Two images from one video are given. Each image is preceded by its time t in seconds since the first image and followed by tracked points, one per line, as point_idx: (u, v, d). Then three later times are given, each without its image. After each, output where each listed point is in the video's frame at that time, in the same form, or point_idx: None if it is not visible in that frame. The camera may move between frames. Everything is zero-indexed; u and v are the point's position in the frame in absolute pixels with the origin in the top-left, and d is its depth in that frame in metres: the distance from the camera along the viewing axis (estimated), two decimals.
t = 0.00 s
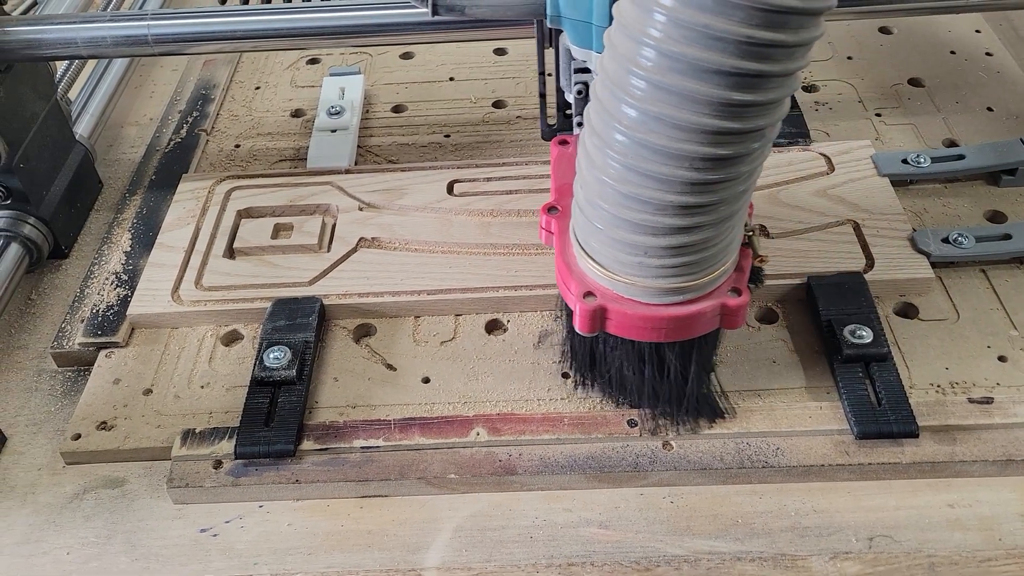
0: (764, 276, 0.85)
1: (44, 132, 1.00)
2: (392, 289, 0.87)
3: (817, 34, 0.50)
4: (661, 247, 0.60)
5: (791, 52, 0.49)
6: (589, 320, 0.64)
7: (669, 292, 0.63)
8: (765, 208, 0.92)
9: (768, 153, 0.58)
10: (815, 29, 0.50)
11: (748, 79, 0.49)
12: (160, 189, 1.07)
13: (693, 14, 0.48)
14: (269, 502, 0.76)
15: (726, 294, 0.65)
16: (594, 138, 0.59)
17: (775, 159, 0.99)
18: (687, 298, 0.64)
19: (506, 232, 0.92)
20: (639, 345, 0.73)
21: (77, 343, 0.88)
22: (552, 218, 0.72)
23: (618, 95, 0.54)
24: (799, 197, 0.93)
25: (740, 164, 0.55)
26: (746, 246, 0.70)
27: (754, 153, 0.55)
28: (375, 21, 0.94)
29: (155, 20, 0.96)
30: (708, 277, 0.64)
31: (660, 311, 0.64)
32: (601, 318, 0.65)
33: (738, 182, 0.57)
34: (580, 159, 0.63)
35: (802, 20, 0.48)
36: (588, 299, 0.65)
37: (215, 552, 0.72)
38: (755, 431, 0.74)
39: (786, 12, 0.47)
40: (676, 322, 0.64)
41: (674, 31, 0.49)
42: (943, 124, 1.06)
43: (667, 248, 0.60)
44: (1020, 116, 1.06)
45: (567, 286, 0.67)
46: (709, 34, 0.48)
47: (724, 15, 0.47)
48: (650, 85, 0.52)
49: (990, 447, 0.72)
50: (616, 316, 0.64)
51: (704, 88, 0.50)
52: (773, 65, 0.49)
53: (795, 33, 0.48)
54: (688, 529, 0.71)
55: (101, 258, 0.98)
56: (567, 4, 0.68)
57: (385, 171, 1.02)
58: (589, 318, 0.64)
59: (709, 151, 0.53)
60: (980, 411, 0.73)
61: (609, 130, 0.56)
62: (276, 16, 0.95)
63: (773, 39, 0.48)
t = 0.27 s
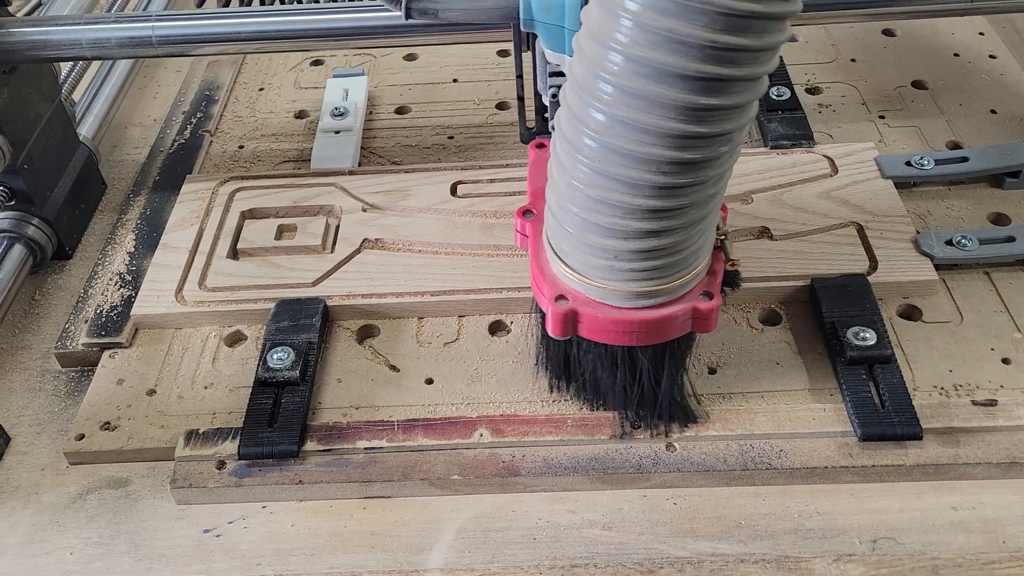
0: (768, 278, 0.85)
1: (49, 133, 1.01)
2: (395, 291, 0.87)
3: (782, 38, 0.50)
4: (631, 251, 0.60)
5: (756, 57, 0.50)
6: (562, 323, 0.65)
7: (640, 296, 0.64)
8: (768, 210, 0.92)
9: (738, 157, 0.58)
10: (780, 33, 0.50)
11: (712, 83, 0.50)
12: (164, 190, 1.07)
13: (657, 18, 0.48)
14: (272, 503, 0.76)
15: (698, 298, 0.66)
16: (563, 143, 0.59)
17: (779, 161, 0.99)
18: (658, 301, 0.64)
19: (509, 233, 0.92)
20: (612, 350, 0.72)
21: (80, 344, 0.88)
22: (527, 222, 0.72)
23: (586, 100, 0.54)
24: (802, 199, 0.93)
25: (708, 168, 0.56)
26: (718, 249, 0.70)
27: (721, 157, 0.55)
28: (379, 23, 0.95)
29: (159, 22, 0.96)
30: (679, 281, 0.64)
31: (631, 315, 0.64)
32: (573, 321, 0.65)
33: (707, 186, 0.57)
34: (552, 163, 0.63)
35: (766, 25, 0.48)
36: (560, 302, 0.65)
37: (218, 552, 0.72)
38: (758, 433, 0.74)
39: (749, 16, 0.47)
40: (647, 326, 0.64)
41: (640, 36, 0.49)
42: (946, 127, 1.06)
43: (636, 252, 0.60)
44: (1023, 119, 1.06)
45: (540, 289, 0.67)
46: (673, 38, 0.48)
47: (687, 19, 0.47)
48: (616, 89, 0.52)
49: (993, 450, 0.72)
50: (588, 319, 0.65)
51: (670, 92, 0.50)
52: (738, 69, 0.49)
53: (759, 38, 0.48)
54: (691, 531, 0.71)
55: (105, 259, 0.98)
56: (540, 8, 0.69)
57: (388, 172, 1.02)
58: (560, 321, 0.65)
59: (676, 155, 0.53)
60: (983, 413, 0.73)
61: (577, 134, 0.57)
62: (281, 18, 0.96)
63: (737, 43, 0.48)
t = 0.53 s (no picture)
0: (769, 282, 0.85)
1: (50, 136, 1.01)
2: (396, 294, 0.87)
3: (743, 45, 0.50)
4: (598, 256, 0.61)
5: (718, 63, 0.50)
6: (531, 328, 0.66)
7: (608, 301, 0.64)
8: (769, 214, 0.92)
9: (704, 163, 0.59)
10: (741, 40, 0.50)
11: (674, 89, 0.50)
12: (165, 193, 1.07)
13: (619, 25, 0.49)
14: (272, 506, 0.76)
15: (667, 303, 0.66)
16: (531, 149, 0.60)
17: (780, 165, 0.99)
18: (627, 306, 0.65)
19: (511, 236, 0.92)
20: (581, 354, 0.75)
21: (81, 346, 0.88)
22: (500, 227, 0.75)
23: (551, 106, 0.55)
24: (804, 203, 0.93)
25: (673, 174, 0.56)
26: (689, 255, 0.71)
27: (685, 163, 0.56)
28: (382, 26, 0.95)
29: (161, 24, 0.96)
30: (647, 286, 0.64)
31: (600, 320, 0.65)
32: (543, 326, 0.67)
33: (672, 192, 0.58)
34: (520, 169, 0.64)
35: (727, 31, 0.49)
36: (529, 307, 0.66)
37: (218, 555, 0.72)
38: (760, 437, 0.74)
39: (710, 23, 0.48)
40: (616, 331, 0.65)
41: (602, 42, 0.50)
42: (948, 131, 1.06)
43: (602, 258, 0.61)
44: None
45: (510, 295, 0.68)
46: (634, 45, 0.49)
47: (649, 26, 0.48)
48: (580, 95, 0.52)
49: (995, 455, 0.72)
50: (557, 324, 0.66)
51: (632, 99, 0.51)
52: (700, 76, 0.50)
53: (720, 44, 0.49)
54: (692, 536, 0.70)
55: (106, 261, 0.98)
56: (511, 14, 0.71)
57: (390, 175, 1.02)
58: (530, 326, 0.66)
59: (639, 161, 0.54)
60: (985, 418, 0.73)
61: (543, 141, 0.57)
62: (283, 21, 0.96)
63: (698, 49, 0.48)
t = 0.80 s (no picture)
0: (767, 286, 0.85)
1: (48, 138, 1.00)
2: (394, 297, 0.87)
3: (701, 51, 0.50)
4: (560, 261, 0.60)
5: (676, 69, 0.50)
6: (496, 333, 0.66)
7: (573, 305, 0.64)
8: (768, 218, 0.92)
9: (667, 167, 0.59)
10: (700, 46, 0.50)
11: (632, 96, 0.50)
12: (164, 195, 1.07)
13: (577, 31, 0.48)
14: (268, 510, 0.75)
15: (632, 309, 0.66)
16: (493, 154, 0.59)
17: (779, 169, 0.99)
18: (592, 311, 0.65)
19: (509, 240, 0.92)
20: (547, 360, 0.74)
21: (78, 349, 0.88)
22: (468, 231, 0.74)
23: (512, 111, 0.54)
24: (803, 208, 0.93)
25: (635, 180, 0.56)
26: (654, 261, 0.71)
27: (646, 169, 0.56)
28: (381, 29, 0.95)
29: (160, 27, 0.96)
30: (611, 290, 0.64)
31: (564, 325, 0.65)
32: (508, 332, 0.66)
33: (634, 198, 0.57)
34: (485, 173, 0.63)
35: (684, 38, 0.48)
36: (495, 312, 0.66)
37: (214, 559, 0.72)
38: (758, 442, 0.73)
39: (666, 30, 0.47)
40: (582, 336, 0.65)
41: (560, 48, 0.49)
42: (947, 135, 1.06)
43: (565, 263, 0.61)
44: None
45: (476, 299, 0.68)
46: (592, 51, 0.48)
47: (605, 32, 0.47)
48: (539, 101, 0.52)
49: (993, 461, 0.71)
50: (522, 329, 0.66)
51: (591, 105, 0.50)
52: (658, 82, 0.49)
53: (678, 51, 0.49)
54: (689, 541, 0.70)
55: (103, 264, 0.98)
56: (477, 19, 0.71)
57: (388, 178, 1.02)
58: (496, 331, 0.66)
59: (599, 167, 0.53)
60: (983, 424, 0.73)
61: (505, 145, 0.57)
62: (282, 24, 0.95)
63: (656, 55, 0.48)
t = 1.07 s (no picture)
0: (767, 290, 0.84)
1: (47, 140, 1.00)
2: (393, 301, 0.87)
3: (660, 57, 0.50)
4: (525, 266, 0.60)
5: (635, 75, 0.50)
6: (463, 338, 0.66)
7: (538, 308, 0.64)
8: (768, 222, 0.92)
9: (630, 172, 0.59)
10: (658, 51, 0.50)
11: (591, 102, 0.50)
12: (162, 198, 1.07)
13: (535, 37, 0.48)
14: (266, 514, 0.75)
15: (598, 313, 0.67)
16: (457, 159, 0.59)
17: (779, 173, 0.98)
18: (558, 314, 0.65)
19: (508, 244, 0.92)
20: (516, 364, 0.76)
21: (75, 352, 0.88)
22: (438, 236, 0.75)
23: (474, 117, 0.54)
24: (802, 211, 0.93)
25: (597, 185, 0.56)
26: (621, 266, 0.70)
27: (608, 173, 0.56)
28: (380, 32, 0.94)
29: (158, 30, 0.96)
30: (577, 294, 0.64)
31: (530, 329, 0.65)
32: (475, 337, 0.67)
33: (597, 202, 0.58)
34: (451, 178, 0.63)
35: (642, 44, 0.48)
36: (461, 317, 0.66)
37: (211, 564, 0.72)
38: (757, 447, 0.73)
39: (624, 36, 0.47)
40: (548, 340, 0.66)
41: (519, 54, 0.49)
42: (947, 139, 1.06)
43: (530, 267, 0.61)
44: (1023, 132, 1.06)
45: (444, 304, 0.68)
46: (550, 57, 0.48)
47: (563, 38, 0.47)
48: (499, 106, 0.52)
49: (993, 466, 0.71)
50: (489, 333, 0.66)
51: (550, 110, 0.50)
52: (616, 87, 0.49)
53: (636, 56, 0.49)
54: (688, 546, 0.70)
55: (101, 267, 0.98)
56: (443, 24, 0.69)
57: (387, 182, 1.02)
58: (463, 336, 0.66)
59: (560, 172, 0.53)
60: (983, 429, 0.73)
61: (468, 151, 0.57)
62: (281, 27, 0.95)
63: (614, 61, 0.48)
